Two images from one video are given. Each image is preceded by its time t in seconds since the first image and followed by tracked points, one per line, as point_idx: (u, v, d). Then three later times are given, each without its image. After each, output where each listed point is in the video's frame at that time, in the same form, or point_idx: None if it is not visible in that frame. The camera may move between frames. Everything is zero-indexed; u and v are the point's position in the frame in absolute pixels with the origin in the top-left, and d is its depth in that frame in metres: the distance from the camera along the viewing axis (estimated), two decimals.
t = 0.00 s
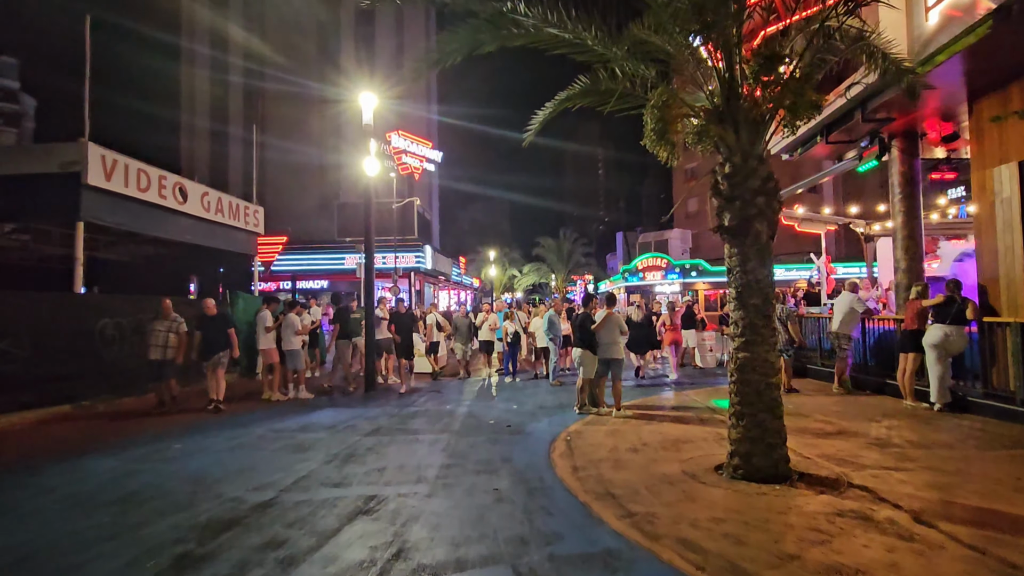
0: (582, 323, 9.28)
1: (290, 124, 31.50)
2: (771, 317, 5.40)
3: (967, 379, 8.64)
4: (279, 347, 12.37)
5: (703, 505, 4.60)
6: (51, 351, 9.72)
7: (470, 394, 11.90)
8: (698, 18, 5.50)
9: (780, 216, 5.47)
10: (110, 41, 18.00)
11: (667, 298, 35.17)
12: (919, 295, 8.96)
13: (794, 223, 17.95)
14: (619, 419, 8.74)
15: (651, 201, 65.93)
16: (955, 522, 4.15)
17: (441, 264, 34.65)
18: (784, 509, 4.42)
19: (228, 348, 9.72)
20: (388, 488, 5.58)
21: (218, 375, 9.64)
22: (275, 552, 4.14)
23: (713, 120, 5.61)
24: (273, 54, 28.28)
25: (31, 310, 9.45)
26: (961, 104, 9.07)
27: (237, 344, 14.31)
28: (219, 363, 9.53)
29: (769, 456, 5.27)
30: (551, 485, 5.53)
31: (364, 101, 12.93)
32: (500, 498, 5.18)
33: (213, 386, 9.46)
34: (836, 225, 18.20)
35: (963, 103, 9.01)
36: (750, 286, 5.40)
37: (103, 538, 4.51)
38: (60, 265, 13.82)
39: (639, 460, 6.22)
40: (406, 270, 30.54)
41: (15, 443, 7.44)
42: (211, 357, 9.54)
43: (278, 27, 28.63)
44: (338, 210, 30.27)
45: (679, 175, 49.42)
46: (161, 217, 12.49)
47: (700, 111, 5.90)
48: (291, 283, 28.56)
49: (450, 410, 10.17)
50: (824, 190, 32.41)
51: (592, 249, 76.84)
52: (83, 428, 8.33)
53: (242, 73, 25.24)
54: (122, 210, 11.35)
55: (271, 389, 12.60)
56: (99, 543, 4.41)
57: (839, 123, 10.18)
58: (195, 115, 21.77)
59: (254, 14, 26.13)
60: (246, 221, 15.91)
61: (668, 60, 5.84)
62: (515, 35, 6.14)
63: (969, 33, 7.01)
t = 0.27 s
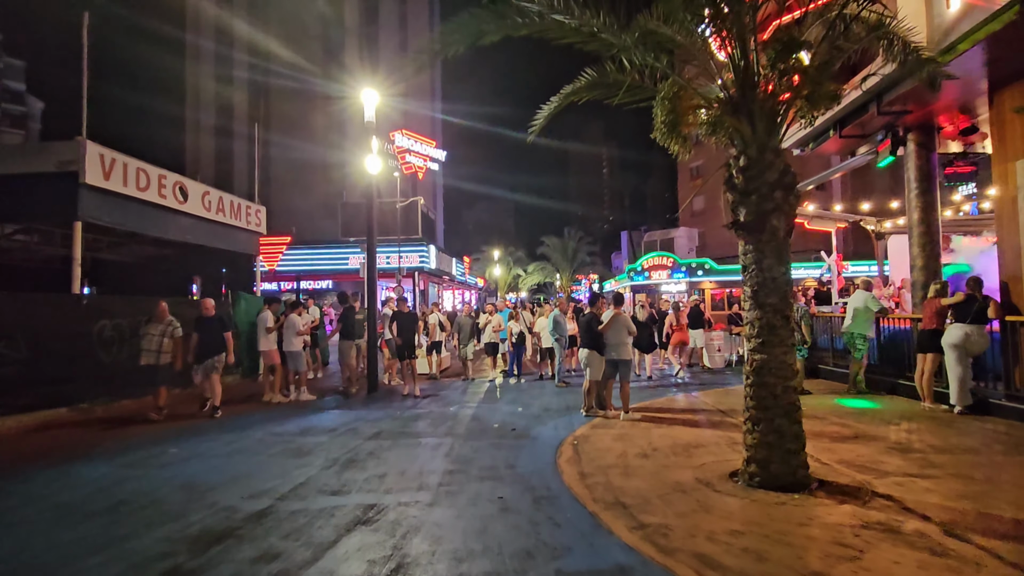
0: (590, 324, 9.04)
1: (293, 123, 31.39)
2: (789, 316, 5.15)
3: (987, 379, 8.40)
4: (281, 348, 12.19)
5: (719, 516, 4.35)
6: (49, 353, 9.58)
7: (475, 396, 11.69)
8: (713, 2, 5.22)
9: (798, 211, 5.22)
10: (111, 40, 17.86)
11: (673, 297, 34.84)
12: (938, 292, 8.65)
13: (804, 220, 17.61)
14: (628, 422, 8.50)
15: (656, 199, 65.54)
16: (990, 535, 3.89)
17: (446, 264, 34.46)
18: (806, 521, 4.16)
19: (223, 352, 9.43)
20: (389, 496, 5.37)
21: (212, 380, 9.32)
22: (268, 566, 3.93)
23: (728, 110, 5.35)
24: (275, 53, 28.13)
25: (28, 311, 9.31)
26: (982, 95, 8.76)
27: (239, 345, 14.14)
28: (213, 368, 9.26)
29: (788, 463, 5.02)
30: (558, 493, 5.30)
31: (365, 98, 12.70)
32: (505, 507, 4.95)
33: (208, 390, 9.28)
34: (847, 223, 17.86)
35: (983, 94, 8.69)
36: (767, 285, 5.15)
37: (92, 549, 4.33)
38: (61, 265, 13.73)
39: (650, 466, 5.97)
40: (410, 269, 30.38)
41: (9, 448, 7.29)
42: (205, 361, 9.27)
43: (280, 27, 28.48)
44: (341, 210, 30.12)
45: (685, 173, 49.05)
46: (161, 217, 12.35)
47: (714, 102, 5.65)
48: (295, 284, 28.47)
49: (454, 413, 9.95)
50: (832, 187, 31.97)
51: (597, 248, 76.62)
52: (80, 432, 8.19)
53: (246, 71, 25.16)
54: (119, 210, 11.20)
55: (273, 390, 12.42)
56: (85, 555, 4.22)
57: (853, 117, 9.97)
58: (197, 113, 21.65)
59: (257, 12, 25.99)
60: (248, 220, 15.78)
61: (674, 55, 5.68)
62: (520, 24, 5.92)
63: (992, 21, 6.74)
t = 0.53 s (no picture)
0: (591, 324, 8.80)
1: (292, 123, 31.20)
2: (801, 315, 4.90)
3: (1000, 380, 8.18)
4: (276, 348, 11.96)
5: (730, 527, 4.11)
6: (37, 354, 9.35)
7: (475, 398, 11.47)
8: None
9: (810, 205, 4.97)
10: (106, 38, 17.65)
11: (674, 298, 34.58)
12: (950, 292, 8.41)
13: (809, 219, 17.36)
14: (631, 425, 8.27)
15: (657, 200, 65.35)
16: (1021, 548, 3.65)
17: (446, 264, 34.23)
18: (823, 533, 3.92)
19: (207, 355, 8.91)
20: (382, 503, 5.13)
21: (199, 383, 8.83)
22: None
23: (737, 100, 5.10)
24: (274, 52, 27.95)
25: (15, 311, 9.09)
26: (995, 88, 8.51)
27: (234, 345, 13.90)
28: (198, 370, 8.76)
29: (800, 470, 4.78)
30: (559, 501, 5.06)
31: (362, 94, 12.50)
32: (503, 516, 4.70)
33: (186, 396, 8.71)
34: (851, 222, 17.63)
35: (997, 87, 8.44)
36: (778, 282, 4.92)
37: (68, 561, 4.09)
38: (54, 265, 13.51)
39: (655, 472, 5.73)
40: (410, 270, 30.18)
41: None
42: (186, 363, 8.70)
43: (279, 25, 28.30)
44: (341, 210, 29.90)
45: (686, 173, 48.78)
46: (155, 215, 12.14)
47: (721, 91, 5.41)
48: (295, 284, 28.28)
49: (452, 415, 9.71)
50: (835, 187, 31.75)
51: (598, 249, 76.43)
52: (67, 436, 7.95)
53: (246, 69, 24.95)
54: (112, 207, 10.98)
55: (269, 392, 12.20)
56: (58, 568, 3.98)
57: (859, 113, 9.85)
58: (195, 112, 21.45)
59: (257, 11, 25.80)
60: (245, 220, 15.58)
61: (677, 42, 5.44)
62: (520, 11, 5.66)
63: (1009, 9, 6.51)
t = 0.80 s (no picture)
0: (587, 328, 8.56)
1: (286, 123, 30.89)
2: (807, 320, 4.67)
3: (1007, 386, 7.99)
4: (264, 352, 11.66)
5: (735, 545, 3.87)
6: (15, 358, 9.04)
7: (468, 403, 11.23)
8: None
9: (816, 203, 4.74)
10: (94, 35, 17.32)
11: (671, 300, 34.34)
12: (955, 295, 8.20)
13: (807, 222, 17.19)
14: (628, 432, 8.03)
15: (654, 202, 65.29)
16: None
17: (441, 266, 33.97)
18: (834, 552, 3.69)
19: (179, 360, 8.22)
20: (367, 517, 4.87)
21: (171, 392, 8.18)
22: None
23: (739, 93, 4.87)
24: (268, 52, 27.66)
25: None
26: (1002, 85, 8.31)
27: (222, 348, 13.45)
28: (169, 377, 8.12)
29: (807, 483, 4.54)
30: (553, 515, 4.80)
31: (354, 92, 12.24)
32: (494, 532, 4.45)
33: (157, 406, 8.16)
34: (849, 224, 17.48)
35: (1002, 86, 8.25)
36: (783, 285, 4.67)
37: None
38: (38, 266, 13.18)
39: (654, 483, 5.48)
40: (405, 272, 29.91)
41: None
42: (160, 370, 8.12)
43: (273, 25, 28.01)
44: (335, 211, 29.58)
45: (682, 175, 48.61)
46: (141, 215, 11.86)
47: (723, 85, 5.18)
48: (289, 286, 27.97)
49: (445, 421, 9.45)
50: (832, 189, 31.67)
51: (594, 251, 76.36)
52: (42, 444, 7.65)
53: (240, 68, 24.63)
54: (95, 207, 10.68)
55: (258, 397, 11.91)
56: None
57: (860, 113, 9.71)
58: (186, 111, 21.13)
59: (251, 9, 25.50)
60: (235, 220, 15.31)
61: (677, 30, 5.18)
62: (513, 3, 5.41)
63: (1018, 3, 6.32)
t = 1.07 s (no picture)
0: (579, 330, 8.35)
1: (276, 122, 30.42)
2: (809, 321, 4.47)
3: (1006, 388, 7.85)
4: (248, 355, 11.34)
5: (735, 560, 3.66)
6: None
7: (458, 407, 10.97)
8: None
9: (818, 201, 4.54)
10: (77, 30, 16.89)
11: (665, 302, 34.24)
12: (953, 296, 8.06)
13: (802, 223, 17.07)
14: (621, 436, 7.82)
15: (647, 204, 65.32)
16: None
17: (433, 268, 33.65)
18: (839, 568, 3.49)
19: (154, 363, 7.88)
20: (346, 530, 4.61)
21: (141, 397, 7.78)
22: None
23: (739, 86, 4.66)
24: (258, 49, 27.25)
25: None
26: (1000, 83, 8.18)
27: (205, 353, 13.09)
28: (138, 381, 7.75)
29: (809, 492, 4.35)
30: (543, 527, 4.57)
31: (342, 89, 11.97)
32: (480, 546, 4.21)
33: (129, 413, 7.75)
34: (842, 225, 17.43)
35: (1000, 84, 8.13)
36: (784, 286, 4.48)
37: None
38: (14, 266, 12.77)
39: (649, 491, 5.27)
40: (396, 273, 29.55)
41: None
42: (130, 373, 7.78)
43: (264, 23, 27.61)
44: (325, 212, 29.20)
45: (675, 177, 48.57)
46: (120, 214, 11.53)
47: (720, 77, 4.98)
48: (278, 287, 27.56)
49: (433, 426, 9.20)
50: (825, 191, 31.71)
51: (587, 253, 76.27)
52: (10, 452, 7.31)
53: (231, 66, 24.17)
54: (71, 205, 10.33)
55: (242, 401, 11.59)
56: None
57: (856, 112, 9.60)
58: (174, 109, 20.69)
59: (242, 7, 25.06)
60: (219, 219, 14.98)
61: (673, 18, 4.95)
62: None
63: None
